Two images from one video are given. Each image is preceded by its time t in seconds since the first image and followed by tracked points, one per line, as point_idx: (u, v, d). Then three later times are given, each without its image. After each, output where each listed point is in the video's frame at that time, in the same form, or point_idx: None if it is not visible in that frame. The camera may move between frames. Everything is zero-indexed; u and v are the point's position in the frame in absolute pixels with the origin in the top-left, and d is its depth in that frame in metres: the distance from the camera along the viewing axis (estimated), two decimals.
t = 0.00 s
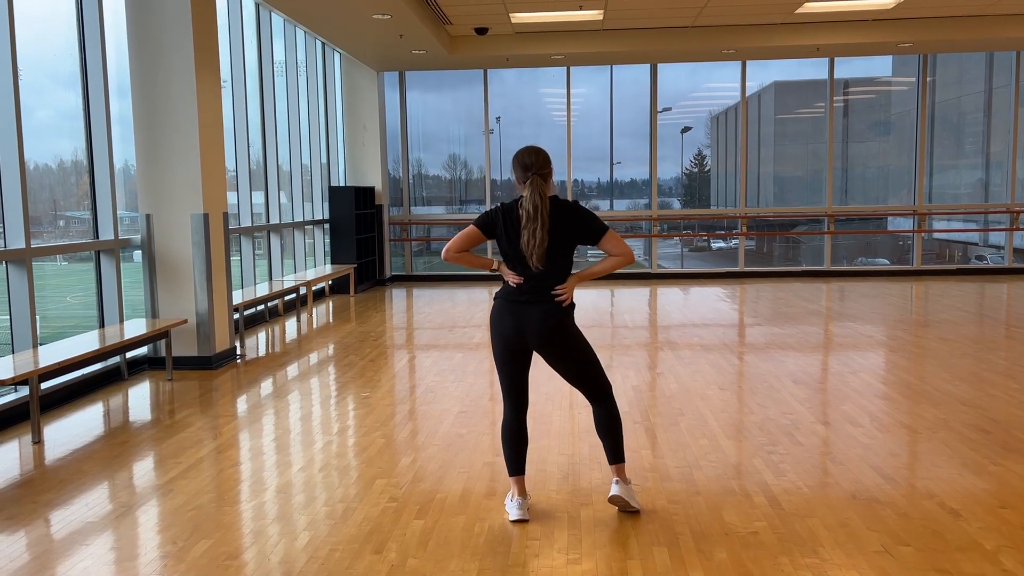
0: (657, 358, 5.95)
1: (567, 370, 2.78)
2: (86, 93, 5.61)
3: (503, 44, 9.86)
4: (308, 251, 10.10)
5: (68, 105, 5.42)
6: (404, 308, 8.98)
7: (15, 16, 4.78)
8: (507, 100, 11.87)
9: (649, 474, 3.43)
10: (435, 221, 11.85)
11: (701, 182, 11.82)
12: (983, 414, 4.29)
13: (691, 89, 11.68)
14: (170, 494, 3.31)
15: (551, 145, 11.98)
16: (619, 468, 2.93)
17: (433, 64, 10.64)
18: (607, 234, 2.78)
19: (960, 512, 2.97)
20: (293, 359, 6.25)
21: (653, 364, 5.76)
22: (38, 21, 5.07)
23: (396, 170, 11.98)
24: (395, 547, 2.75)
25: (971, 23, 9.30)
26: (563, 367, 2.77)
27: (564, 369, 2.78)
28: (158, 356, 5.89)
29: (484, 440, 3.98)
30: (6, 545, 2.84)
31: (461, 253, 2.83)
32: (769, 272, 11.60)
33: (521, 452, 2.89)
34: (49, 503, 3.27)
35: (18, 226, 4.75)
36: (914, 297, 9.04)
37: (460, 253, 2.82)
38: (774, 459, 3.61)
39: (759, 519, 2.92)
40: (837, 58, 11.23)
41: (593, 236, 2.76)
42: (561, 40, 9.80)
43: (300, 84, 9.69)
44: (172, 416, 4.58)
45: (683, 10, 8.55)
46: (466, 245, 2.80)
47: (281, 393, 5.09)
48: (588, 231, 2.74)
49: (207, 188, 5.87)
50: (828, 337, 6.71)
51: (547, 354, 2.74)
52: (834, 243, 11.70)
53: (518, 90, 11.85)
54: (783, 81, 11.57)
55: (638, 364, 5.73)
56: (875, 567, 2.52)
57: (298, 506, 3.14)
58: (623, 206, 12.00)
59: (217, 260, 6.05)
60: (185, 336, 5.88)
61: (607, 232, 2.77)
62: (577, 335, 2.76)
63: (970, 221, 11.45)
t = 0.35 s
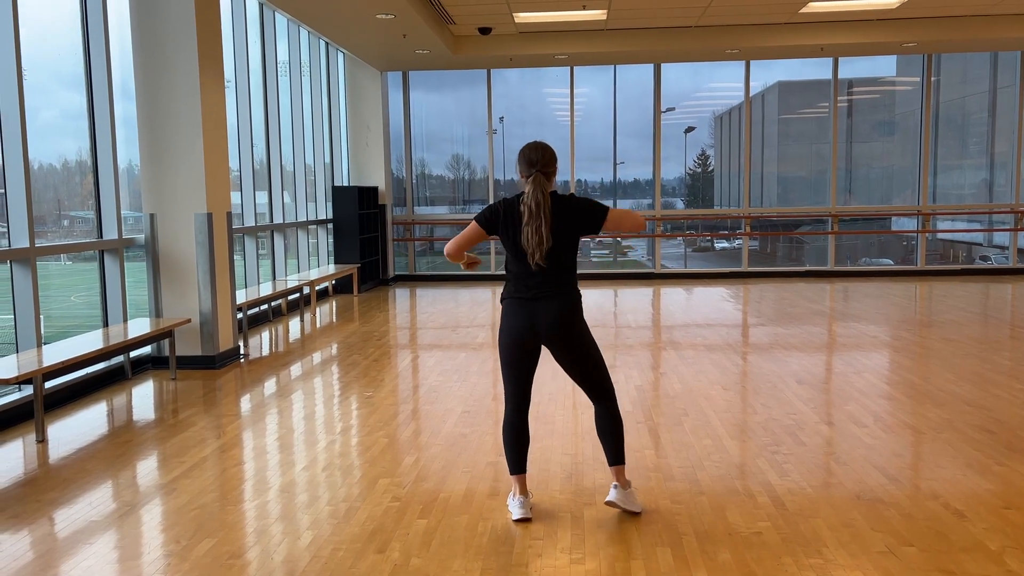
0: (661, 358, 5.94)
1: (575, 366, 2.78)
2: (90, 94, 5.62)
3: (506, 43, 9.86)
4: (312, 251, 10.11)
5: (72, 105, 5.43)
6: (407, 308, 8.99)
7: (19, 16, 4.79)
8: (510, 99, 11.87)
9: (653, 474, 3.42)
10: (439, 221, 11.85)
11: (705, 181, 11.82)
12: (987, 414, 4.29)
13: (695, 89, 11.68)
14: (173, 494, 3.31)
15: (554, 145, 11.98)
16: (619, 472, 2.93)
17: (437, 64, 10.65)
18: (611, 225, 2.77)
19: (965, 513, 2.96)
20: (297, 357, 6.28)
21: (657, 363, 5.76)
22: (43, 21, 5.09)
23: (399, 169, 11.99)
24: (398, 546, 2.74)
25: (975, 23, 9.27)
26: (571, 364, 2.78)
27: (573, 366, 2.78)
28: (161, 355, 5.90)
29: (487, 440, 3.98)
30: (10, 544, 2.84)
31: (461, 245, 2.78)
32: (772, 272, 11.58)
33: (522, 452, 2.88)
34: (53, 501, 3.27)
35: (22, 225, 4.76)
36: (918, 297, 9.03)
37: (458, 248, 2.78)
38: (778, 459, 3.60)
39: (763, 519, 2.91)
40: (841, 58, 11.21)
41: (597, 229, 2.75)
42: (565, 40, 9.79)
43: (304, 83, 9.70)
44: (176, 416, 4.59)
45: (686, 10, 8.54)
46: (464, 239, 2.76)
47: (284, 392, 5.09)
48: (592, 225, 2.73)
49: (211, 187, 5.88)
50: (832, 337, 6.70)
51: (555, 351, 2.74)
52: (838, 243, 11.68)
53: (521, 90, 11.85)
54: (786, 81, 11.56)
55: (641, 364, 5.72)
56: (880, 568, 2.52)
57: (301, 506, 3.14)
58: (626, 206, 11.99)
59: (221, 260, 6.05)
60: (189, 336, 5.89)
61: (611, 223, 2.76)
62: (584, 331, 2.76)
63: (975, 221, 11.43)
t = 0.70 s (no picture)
0: (664, 358, 5.93)
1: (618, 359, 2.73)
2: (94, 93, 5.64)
3: (508, 43, 9.86)
4: (314, 250, 10.12)
5: (75, 104, 5.44)
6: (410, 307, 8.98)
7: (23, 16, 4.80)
8: (513, 99, 11.87)
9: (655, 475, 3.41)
10: (441, 220, 11.83)
11: (707, 181, 11.81)
12: (991, 414, 4.28)
13: (698, 88, 11.69)
14: (176, 492, 3.31)
15: (557, 145, 11.97)
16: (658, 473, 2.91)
17: (439, 63, 10.65)
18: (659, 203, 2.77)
19: (968, 513, 2.95)
20: (298, 357, 6.25)
21: (659, 363, 5.75)
22: (46, 20, 5.10)
23: (402, 169, 12.00)
24: (400, 546, 2.74)
25: (980, 22, 9.24)
26: (615, 356, 2.73)
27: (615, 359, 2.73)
28: (164, 354, 5.91)
29: (489, 439, 3.98)
30: (13, 542, 2.85)
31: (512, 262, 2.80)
32: (775, 272, 11.55)
33: (539, 447, 2.91)
34: (55, 500, 3.28)
35: (25, 223, 4.77)
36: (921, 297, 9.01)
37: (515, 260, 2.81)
38: (781, 459, 3.59)
39: (766, 520, 2.91)
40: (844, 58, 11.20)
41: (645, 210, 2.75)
42: (567, 39, 9.77)
43: (307, 83, 9.70)
44: (178, 414, 4.59)
45: (689, 10, 8.54)
46: (518, 246, 2.78)
47: (287, 391, 5.08)
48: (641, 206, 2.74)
49: (213, 186, 5.88)
50: (835, 337, 6.68)
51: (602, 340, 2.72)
52: (841, 243, 11.66)
53: (524, 90, 11.84)
54: (789, 81, 11.56)
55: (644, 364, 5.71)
56: (883, 568, 2.51)
57: (303, 505, 3.14)
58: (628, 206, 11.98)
59: (223, 258, 6.05)
60: (192, 335, 5.89)
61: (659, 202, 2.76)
62: (633, 319, 2.73)
63: (978, 221, 11.39)
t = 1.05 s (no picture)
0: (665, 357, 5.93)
1: (656, 361, 2.71)
2: (95, 90, 5.63)
3: (510, 42, 9.85)
4: (315, 248, 10.12)
5: (77, 101, 5.43)
6: (411, 306, 8.99)
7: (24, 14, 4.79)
8: (515, 99, 11.87)
9: (657, 474, 3.41)
10: (443, 219, 11.84)
11: (709, 181, 11.77)
12: (993, 415, 4.27)
13: (700, 88, 11.66)
14: (177, 490, 3.31)
15: (559, 145, 11.96)
16: (668, 476, 2.90)
17: (440, 62, 10.65)
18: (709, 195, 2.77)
19: (970, 514, 2.94)
20: (300, 356, 6.24)
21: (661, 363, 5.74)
22: (48, 17, 5.09)
23: (404, 168, 12.00)
24: (401, 545, 2.74)
25: (982, 23, 9.22)
26: (654, 354, 2.71)
27: (651, 361, 2.72)
28: (166, 352, 5.91)
29: (491, 438, 3.98)
30: (14, 540, 2.84)
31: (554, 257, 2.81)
32: (777, 272, 11.54)
33: (578, 437, 2.93)
34: (56, 497, 3.27)
35: (27, 221, 4.77)
36: (923, 297, 9.00)
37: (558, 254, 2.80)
38: (783, 459, 3.59)
39: (767, 519, 2.90)
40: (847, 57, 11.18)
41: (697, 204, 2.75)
42: (569, 38, 9.77)
43: (309, 81, 9.70)
44: (180, 412, 4.59)
45: (691, 9, 8.53)
46: (564, 241, 2.77)
47: (288, 389, 5.08)
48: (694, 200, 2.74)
49: (215, 184, 5.88)
50: (837, 337, 6.68)
51: (645, 341, 2.71)
52: (843, 243, 11.65)
53: (526, 89, 11.84)
54: (792, 81, 11.54)
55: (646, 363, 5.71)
56: (885, 568, 2.50)
57: (304, 503, 3.13)
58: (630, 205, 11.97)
59: (224, 256, 6.05)
60: (193, 333, 5.89)
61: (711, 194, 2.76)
62: (678, 319, 2.73)
63: (980, 221, 11.38)
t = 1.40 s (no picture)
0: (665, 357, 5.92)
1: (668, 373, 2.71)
2: (96, 88, 5.63)
3: (511, 41, 9.85)
4: (315, 247, 10.12)
5: (77, 99, 5.42)
6: (412, 305, 8.99)
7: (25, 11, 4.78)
8: (515, 98, 11.85)
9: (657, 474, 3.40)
10: (443, 218, 11.84)
11: (710, 181, 11.83)
12: (993, 415, 4.27)
13: (701, 87, 11.65)
14: (177, 488, 3.31)
15: (559, 144, 11.95)
16: (661, 491, 2.82)
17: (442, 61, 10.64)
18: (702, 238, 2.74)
19: (971, 514, 2.94)
20: (299, 355, 6.22)
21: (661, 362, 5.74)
22: (48, 14, 5.08)
23: (404, 167, 12.01)
24: (401, 543, 2.74)
25: (984, 23, 9.21)
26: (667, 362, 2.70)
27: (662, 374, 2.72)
28: (166, 350, 5.91)
29: (490, 437, 3.97)
30: (13, 538, 2.84)
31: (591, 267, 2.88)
32: (777, 272, 11.53)
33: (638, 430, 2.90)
34: (56, 496, 3.27)
35: (27, 219, 4.77)
36: (923, 297, 9.01)
37: (603, 258, 2.87)
38: (783, 459, 3.58)
39: (767, 519, 2.90)
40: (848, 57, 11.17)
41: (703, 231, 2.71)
42: (570, 37, 9.76)
43: (309, 79, 9.70)
44: (179, 411, 4.58)
45: (692, 8, 8.52)
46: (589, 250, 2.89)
47: (288, 388, 5.07)
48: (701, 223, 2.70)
49: (215, 182, 5.87)
50: (837, 337, 6.68)
51: (657, 353, 2.71)
52: (844, 243, 11.65)
53: (527, 88, 11.83)
54: (793, 81, 11.52)
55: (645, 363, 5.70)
56: (885, 569, 2.50)
57: (304, 502, 3.13)
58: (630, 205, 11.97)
59: (225, 254, 6.05)
60: (193, 331, 5.89)
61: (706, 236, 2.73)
62: (689, 331, 2.73)
63: (981, 221, 11.38)
